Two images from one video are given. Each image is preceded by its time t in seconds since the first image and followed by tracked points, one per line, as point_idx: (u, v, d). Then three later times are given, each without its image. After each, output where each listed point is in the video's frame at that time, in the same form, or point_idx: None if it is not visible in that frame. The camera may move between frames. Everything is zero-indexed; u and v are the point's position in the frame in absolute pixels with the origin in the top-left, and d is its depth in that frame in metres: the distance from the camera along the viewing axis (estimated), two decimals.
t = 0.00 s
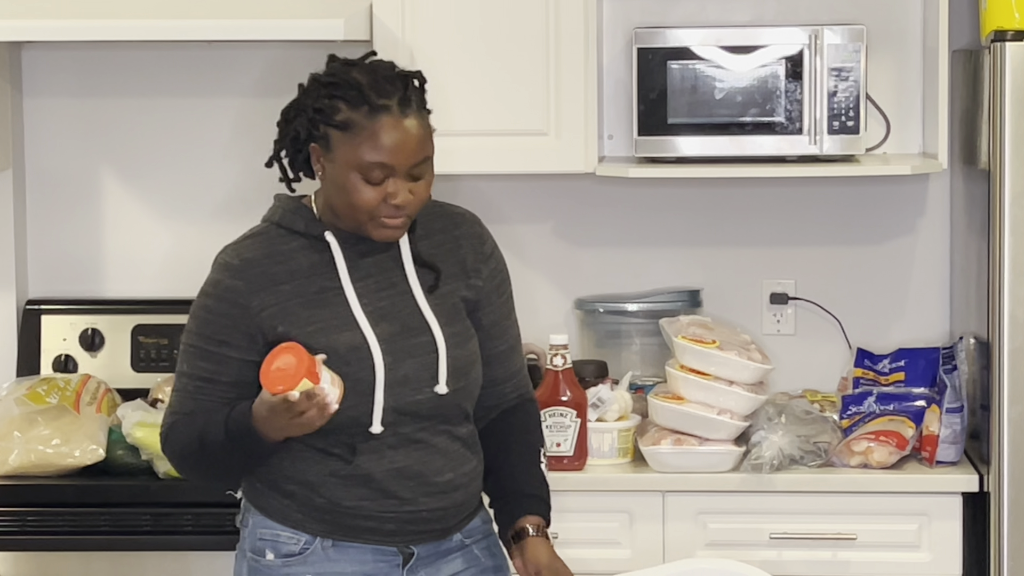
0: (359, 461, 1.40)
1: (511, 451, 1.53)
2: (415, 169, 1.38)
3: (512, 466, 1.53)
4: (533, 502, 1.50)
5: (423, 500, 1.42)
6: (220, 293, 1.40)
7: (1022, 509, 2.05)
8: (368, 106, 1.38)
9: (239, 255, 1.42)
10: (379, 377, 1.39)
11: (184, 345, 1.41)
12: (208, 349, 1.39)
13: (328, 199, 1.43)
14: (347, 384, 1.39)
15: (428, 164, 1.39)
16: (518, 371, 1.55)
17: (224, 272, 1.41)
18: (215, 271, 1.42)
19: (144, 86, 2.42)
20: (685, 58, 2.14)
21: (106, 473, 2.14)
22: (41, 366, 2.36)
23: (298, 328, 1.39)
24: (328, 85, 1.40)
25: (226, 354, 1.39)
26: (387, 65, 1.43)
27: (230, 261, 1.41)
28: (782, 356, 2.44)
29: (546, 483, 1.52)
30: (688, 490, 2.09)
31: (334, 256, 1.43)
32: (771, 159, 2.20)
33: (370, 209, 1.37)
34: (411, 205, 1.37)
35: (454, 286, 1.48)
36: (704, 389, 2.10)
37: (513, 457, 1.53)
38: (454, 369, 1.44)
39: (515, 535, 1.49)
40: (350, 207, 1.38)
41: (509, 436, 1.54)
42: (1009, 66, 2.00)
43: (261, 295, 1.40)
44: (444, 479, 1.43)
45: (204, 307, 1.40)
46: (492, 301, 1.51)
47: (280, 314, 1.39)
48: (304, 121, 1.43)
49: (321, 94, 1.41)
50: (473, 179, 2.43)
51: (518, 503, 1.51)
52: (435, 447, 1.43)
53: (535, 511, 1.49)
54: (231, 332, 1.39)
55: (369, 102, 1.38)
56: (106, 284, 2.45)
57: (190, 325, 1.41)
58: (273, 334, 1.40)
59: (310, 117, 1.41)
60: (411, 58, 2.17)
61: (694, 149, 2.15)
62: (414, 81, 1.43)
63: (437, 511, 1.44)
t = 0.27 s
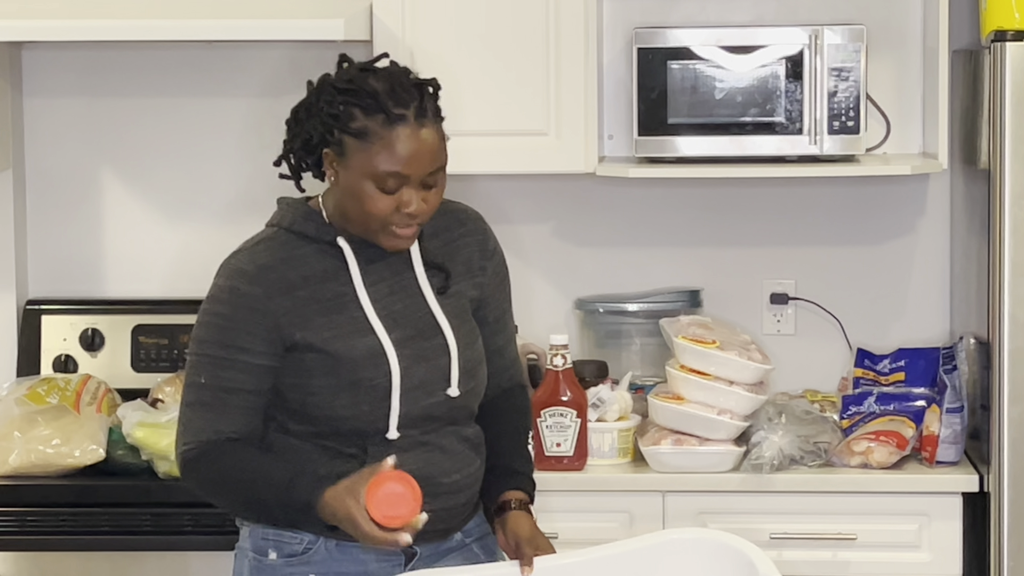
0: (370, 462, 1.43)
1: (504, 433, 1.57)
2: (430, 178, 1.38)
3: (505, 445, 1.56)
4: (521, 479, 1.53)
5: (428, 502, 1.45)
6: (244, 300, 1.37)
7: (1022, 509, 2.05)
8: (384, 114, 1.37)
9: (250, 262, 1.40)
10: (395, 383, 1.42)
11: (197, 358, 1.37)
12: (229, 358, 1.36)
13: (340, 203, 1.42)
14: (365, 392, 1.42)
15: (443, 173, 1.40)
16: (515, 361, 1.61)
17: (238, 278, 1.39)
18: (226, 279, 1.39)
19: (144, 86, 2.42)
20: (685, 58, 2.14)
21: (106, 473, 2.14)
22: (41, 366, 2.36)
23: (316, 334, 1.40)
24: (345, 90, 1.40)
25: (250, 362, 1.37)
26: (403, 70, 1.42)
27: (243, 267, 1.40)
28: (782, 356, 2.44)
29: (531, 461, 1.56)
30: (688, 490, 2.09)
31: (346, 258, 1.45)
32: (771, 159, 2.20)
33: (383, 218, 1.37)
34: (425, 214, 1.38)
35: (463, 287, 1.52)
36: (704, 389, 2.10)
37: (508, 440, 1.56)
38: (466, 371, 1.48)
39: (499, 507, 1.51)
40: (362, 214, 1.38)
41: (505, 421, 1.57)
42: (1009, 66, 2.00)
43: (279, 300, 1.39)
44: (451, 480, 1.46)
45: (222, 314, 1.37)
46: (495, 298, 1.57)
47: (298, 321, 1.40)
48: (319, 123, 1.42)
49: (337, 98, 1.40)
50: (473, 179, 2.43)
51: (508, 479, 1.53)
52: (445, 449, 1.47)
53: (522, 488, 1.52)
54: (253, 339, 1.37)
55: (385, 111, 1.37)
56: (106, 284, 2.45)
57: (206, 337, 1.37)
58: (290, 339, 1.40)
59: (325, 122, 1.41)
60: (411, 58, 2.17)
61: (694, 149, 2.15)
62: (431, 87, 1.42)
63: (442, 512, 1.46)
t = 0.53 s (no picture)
0: (377, 462, 1.47)
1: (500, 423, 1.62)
2: (432, 180, 1.40)
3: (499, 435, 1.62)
4: (510, 463, 1.60)
5: (430, 502, 1.50)
6: (275, 298, 1.38)
7: (1022, 509, 2.05)
8: (387, 118, 1.38)
9: (267, 262, 1.40)
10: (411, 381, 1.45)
11: (233, 365, 1.37)
12: (268, 360, 1.37)
13: (342, 208, 1.43)
14: (381, 393, 1.44)
15: (444, 174, 1.41)
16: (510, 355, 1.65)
17: (258, 278, 1.39)
18: (246, 281, 1.39)
19: (144, 86, 2.42)
20: (685, 58, 2.14)
21: (106, 473, 2.14)
22: (41, 366, 2.36)
23: (338, 329, 1.42)
24: (346, 94, 1.40)
25: (286, 361, 1.38)
26: (403, 72, 1.43)
27: (258, 268, 1.39)
28: (782, 355, 2.44)
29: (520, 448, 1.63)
30: (688, 490, 2.09)
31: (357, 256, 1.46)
32: (771, 159, 2.20)
33: (387, 221, 1.39)
34: (428, 216, 1.39)
35: (468, 283, 1.55)
36: (704, 389, 2.10)
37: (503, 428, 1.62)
38: (473, 369, 1.52)
39: (490, 490, 1.59)
40: (366, 217, 1.40)
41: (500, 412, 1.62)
42: (1009, 66, 2.00)
43: (300, 299, 1.40)
44: (453, 481, 1.51)
45: (254, 318, 1.37)
46: (495, 294, 1.60)
47: (317, 319, 1.41)
48: (320, 128, 1.43)
49: (338, 102, 1.41)
50: (474, 179, 2.43)
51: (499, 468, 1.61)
52: (450, 449, 1.51)
53: (513, 471, 1.59)
54: (286, 337, 1.39)
55: (388, 114, 1.38)
56: (106, 284, 2.45)
57: (239, 342, 1.37)
58: (312, 336, 1.42)
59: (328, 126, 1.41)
60: (411, 57, 2.17)
61: (694, 149, 2.15)
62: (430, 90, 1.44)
63: (443, 512, 1.51)
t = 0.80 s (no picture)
0: (388, 461, 1.45)
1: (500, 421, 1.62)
2: (444, 185, 1.38)
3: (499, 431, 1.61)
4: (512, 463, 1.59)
5: (435, 502, 1.48)
6: (285, 295, 1.36)
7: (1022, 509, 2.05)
8: (400, 123, 1.36)
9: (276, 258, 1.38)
10: (422, 381, 1.43)
11: (240, 363, 1.34)
12: (277, 359, 1.35)
13: (352, 211, 1.41)
14: (394, 391, 1.42)
15: (455, 178, 1.39)
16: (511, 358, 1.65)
17: (268, 276, 1.37)
18: (255, 278, 1.36)
19: (144, 86, 2.42)
20: (685, 58, 2.14)
21: (106, 473, 2.14)
22: (41, 366, 2.36)
23: (348, 329, 1.41)
24: (356, 97, 1.38)
25: (295, 360, 1.36)
26: (413, 74, 1.41)
27: (268, 265, 1.37)
28: (782, 356, 2.44)
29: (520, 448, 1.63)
30: (688, 490, 2.09)
31: (366, 255, 1.44)
32: (771, 159, 2.20)
33: (399, 227, 1.37)
34: (440, 220, 1.38)
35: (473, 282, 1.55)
36: (704, 389, 2.10)
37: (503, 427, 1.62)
38: (481, 369, 1.51)
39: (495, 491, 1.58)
40: (378, 223, 1.38)
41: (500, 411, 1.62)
42: (1009, 66, 2.00)
43: (311, 297, 1.39)
44: (459, 481, 1.50)
45: (264, 315, 1.35)
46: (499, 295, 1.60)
47: (328, 318, 1.40)
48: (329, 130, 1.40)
49: (347, 104, 1.38)
50: (474, 179, 2.43)
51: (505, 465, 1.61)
52: (457, 449, 1.49)
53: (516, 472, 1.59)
54: (295, 336, 1.36)
55: (401, 119, 1.36)
56: (106, 284, 2.45)
57: (247, 340, 1.34)
58: (322, 335, 1.40)
59: (337, 129, 1.38)
60: (411, 57, 2.17)
61: (694, 149, 2.15)
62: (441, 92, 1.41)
63: (447, 512, 1.50)
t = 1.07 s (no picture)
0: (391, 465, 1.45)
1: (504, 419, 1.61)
2: (448, 189, 1.37)
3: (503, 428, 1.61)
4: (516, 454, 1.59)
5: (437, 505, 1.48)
6: (278, 299, 1.36)
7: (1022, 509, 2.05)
8: (404, 127, 1.35)
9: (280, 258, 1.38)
10: (425, 386, 1.43)
11: (226, 357, 1.35)
12: (262, 360, 1.35)
13: (357, 214, 1.41)
14: (395, 396, 1.42)
15: (460, 182, 1.39)
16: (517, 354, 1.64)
17: (268, 275, 1.37)
18: (255, 276, 1.37)
19: (144, 86, 2.42)
20: (686, 58, 2.14)
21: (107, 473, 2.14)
22: (41, 366, 2.36)
23: (344, 337, 1.40)
24: (363, 100, 1.37)
25: (282, 364, 1.36)
26: (421, 77, 1.40)
27: (271, 265, 1.38)
28: (782, 356, 2.44)
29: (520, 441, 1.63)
30: (688, 490, 2.09)
31: (369, 257, 1.43)
32: (771, 159, 2.20)
33: (402, 231, 1.36)
34: (443, 225, 1.37)
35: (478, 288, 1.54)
36: (704, 389, 2.10)
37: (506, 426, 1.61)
38: (485, 374, 1.50)
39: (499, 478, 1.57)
40: (381, 226, 1.37)
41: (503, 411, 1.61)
42: (1009, 66, 2.00)
43: (310, 300, 1.38)
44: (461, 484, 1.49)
45: (256, 315, 1.35)
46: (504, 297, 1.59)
47: (331, 321, 1.40)
48: (335, 132, 1.39)
49: (354, 106, 1.38)
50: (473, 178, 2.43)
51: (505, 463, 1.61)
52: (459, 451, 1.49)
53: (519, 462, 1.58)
54: (286, 340, 1.36)
55: (405, 123, 1.35)
56: (106, 284, 2.45)
57: (235, 336, 1.35)
58: (322, 339, 1.40)
59: (343, 132, 1.38)
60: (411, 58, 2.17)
61: (694, 149, 2.15)
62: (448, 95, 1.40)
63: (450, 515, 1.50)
